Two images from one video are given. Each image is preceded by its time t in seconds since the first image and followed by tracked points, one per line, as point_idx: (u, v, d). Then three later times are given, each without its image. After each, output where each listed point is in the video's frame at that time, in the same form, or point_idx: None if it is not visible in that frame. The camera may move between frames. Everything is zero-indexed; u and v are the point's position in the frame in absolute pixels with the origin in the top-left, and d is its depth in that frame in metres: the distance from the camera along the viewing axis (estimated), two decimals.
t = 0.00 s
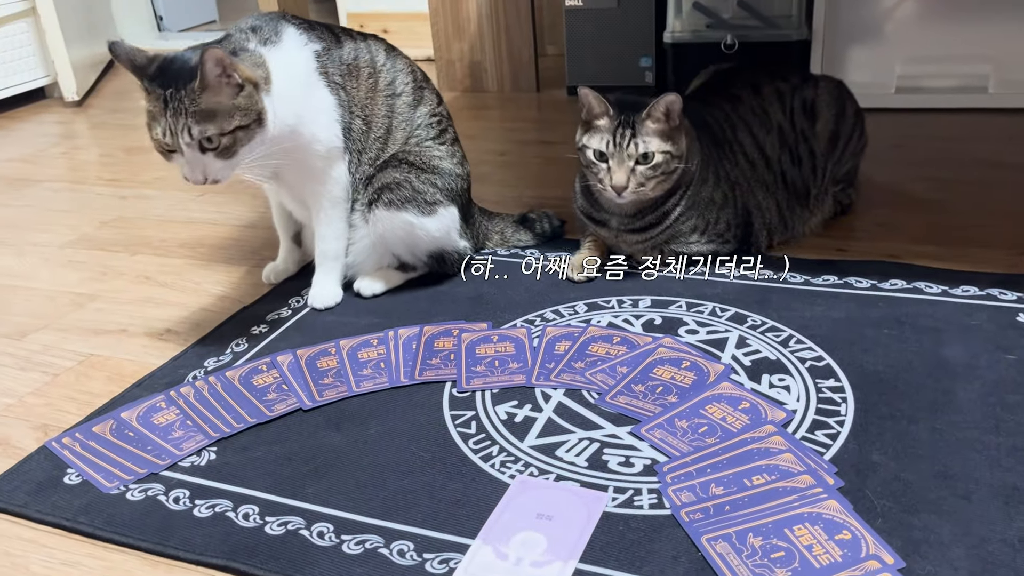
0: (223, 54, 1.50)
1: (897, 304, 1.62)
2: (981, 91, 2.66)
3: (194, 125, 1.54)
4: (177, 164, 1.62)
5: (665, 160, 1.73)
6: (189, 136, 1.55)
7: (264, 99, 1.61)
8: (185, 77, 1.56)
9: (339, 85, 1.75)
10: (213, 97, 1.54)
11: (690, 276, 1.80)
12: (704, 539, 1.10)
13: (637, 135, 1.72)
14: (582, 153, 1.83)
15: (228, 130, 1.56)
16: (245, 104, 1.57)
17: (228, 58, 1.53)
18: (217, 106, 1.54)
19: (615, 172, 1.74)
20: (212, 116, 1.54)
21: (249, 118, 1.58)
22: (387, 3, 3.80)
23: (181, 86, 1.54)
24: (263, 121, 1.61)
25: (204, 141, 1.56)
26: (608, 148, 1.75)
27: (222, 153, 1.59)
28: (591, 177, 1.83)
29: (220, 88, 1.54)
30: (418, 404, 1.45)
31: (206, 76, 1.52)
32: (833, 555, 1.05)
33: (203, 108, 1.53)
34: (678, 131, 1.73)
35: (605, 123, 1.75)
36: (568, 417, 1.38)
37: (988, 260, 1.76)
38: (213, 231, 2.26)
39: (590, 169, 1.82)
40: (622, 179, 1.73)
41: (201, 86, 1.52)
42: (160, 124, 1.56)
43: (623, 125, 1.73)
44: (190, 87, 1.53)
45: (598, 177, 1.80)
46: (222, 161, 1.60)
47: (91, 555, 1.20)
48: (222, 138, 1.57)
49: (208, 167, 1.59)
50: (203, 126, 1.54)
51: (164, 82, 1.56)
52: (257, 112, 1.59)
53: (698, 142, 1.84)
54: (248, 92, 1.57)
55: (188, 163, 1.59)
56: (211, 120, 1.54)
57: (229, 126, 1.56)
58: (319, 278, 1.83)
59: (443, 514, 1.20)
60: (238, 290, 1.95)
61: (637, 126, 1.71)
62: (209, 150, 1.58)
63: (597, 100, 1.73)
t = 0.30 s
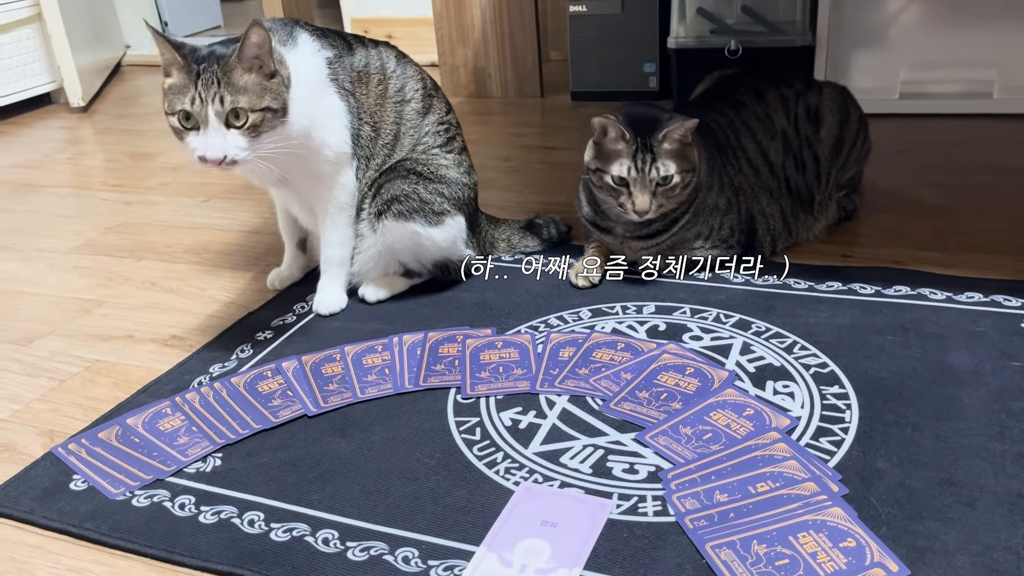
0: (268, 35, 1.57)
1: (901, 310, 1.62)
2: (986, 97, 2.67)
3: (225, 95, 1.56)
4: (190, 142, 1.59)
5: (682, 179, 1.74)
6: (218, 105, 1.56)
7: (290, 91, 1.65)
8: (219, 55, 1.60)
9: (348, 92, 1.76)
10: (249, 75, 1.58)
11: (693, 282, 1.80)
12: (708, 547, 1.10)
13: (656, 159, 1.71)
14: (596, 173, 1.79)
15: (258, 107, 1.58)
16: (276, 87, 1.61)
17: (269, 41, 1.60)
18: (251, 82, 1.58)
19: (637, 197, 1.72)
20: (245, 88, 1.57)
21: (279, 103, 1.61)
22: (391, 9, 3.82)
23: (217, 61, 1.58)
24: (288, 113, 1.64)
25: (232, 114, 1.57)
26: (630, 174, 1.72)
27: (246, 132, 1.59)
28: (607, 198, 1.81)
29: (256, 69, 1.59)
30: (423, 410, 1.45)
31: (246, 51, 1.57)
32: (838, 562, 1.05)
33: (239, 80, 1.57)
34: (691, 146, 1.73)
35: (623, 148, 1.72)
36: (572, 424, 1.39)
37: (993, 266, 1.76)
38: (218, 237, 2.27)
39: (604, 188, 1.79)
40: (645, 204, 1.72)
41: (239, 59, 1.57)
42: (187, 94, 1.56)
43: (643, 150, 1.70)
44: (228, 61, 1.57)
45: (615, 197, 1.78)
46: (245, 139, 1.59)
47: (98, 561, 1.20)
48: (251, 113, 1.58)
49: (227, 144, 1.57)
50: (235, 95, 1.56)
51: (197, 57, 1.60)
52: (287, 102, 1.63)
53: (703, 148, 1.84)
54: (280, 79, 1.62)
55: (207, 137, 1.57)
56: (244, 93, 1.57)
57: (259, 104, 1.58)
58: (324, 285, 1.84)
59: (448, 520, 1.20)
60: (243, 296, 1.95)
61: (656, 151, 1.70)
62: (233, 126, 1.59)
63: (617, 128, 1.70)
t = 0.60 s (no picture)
0: (277, 22, 1.58)
1: (902, 315, 1.61)
2: (986, 101, 2.67)
3: (229, 74, 1.56)
4: (189, 119, 1.58)
5: (689, 186, 1.74)
6: (222, 83, 1.56)
7: (295, 85, 1.65)
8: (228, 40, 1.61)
9: (350, 96, 1.77)
10: (256, 59, 1.59)
11: (693, 287, 1.80)
12: (707, 552, 1.10)
13: (664, 168, 1.70)
14: (603, 185, 1.78)
15: (263, 90, 1.58)
16: (282, 75, 1.61)
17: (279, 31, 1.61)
18: (257, 65, 1.58)
19: (648, 207, 1.71)
20: (250, 69, 1.57)
21: (283, 89, 1.61)
22: (392, 13, 3.82)
23: (224, 44, 1.59)
24: (292, 102, 1.64)
25: (235, 94, 1.57)
26: (640, 185, 1.71)
27: (248, 115, 1.58)
28: (615, 207, 1.80)
29: (263, 55, 1.60)
30: (422, 415, 1.45)
31: (254, 35, 1.58)
32: (838, 568, 1.05)
33: (244, 61, 1.57)
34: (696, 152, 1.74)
35: (631, 160, 1.71)
36: (571, 428, 1.38)
37: (995, 271, 1.76)
38: (219, 241, 2.27)
39: (612, 199, 1.78)
40: (657, 214, 1.70)
41: (246, 41, 1.58)
42: (191, 72, 1.57)
43: (651, 160, 1.69)
44: (235, 43, 1.58)
45: (625, 208, 1.77)
46: (247, 121, 1.58)
47: (95, 566, 1.20)
48: (254, 95, 1.58)
49: (226, 121, 1.55)
50: (239, 74, 1.56)
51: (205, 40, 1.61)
52: (291, 91, 1.63)
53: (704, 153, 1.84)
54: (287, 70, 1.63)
55: (207, 115, 1.56)
56: (249, 74, 1.57)
57: (263, 86, 1.58)
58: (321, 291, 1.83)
59: (447, 525, 1.19)
60: (243, 300, 1.95)
61: (665, 160, 1.69)
62: (235, 106, 1.58)
63: (625, 140, 1.69)
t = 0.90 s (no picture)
0: (281, 27, 1.58)
1: (901, 320, 1.61)
2: (985, 105, 2.68)
3: (241, 83, 1.56)
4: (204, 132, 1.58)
5: (690, 185, 1.74)
6: (235, 93, 1.56)
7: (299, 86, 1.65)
8: (230, 47, 1.60)
9: (349, 103, 1.77)
10: (261, 64, 1.58)
11: (692, 293, 1.80)
12: (705, 559, 1.10)
13: (666, 166, 1.70)
14: (604, 186, 1.77)
15: (274, 94, 1.59)
16: (288, 76, 1.62)
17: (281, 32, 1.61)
18: (264, 70, 1.59)
19: (651, 206, 1.70)
20: (260, 75, 1.58)
21: (292, 91, 1.62)
22: (391, 17, 3.83)
23: (229, 51, 1.58)
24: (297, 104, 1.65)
25: (249, 101, 1.57)
26: (641, 183, 1.70)
27: (262, 121, 1.59)
28: (616, 208, 1.78)
29: (268, 58, 1.60)
30: (420, 422, 1.45)
31: (258, 40, 1.58)
32: None
33: (252, 67, 1.57)
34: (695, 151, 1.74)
35: (631, 159, 1.70)
36: (570, 435, 1.38)
37: (995, 275, 1.75)
38: (217, 247, 2.27)
39: (613, 200, 1.77)
40: (659, 212, 1.69)
41: (252, 46, 1.57)
42: (201, 84, 1.56)
43: (652, 159, 1.69)
44: (240, 50, 1.58)
45: (626, 208, 1.75)
46: (263, 126, 1.59)
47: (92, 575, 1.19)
48: (267, 101, 1.59)
49: (242, 130, 1.56)
50: (251, 82, 1.57)
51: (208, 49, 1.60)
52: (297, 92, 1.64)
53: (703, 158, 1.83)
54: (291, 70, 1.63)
55: (222, 126, 1.56)
56: (260, 79, 1.57)
57: (273, 91, 1.59)
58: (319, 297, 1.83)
59: (445, 533, 1.19)
60: (241, 306, 1.95)
61: (666, 158, 1.69)
62: (248, 114, 1.58)
63: (624, 139, 1.68)
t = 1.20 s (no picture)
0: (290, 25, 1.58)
1: (900, 320, 1.61)
2: (983, 105, 2.67)
3: (256, 83, 1.56)
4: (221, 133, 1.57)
5: (683, 189, 1.73)
6: (250, 94, 1.56)
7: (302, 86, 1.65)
8: (238, 47, 1.59)
9: (348, 104, 1.77)
10: (272, 63, 1.58)
11: (691, 293, 1.79)
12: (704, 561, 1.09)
13: (658, 172, 1.69)
14: (597, 190, 1.77)
15: (288, 92, 1.60)
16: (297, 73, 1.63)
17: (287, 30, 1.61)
18: (277, 68, 1.59)
19: (643, 211, 1.70)
20: (273, 74, 1.58)
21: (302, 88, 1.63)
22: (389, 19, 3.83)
23: (239, 52, 1.57)
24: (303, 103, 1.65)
25: (265, 101, 1.58)
26: (632, 189, 1.70)
27: (277, 119, 1.60)
28: (609, 211, 1.78)
29: (278, 56, 1.60)
30: (418, 424, 1.44)
31: (269, 38, 1.58)
32: None
33: (265, 66, 1.57)
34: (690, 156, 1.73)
35: (622, 164, 1.70)
36: (568, 436, 1.38)
37: (994, 276, 1.75)
38: (215, 249, 2.26)
39: (606, 204, 1.77)
40: (651, 217, 1.69)
41: (263, 46, 1.57)
42: (215, 86, 1.55)
43: (643, 164, 1.68)
44: (251, 51, 1.57)
45: (618, 212, 1.75)
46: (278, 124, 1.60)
47: None
48: (281, 99, 1.59)
49: (260, 130, 1.56)
50: (266, 82, 1.57)
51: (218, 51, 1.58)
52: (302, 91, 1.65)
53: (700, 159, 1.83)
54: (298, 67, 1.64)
55: (239, 127, 1.56)
56: (273, 79, 1.58)
57: (287, 89, 1.59)
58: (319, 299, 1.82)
59: (443, 535, 1.19)
60: (239, 308, 1.95)
61: (658, 163, 1.68)
62: (263, 114, 1.58)
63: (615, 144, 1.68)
